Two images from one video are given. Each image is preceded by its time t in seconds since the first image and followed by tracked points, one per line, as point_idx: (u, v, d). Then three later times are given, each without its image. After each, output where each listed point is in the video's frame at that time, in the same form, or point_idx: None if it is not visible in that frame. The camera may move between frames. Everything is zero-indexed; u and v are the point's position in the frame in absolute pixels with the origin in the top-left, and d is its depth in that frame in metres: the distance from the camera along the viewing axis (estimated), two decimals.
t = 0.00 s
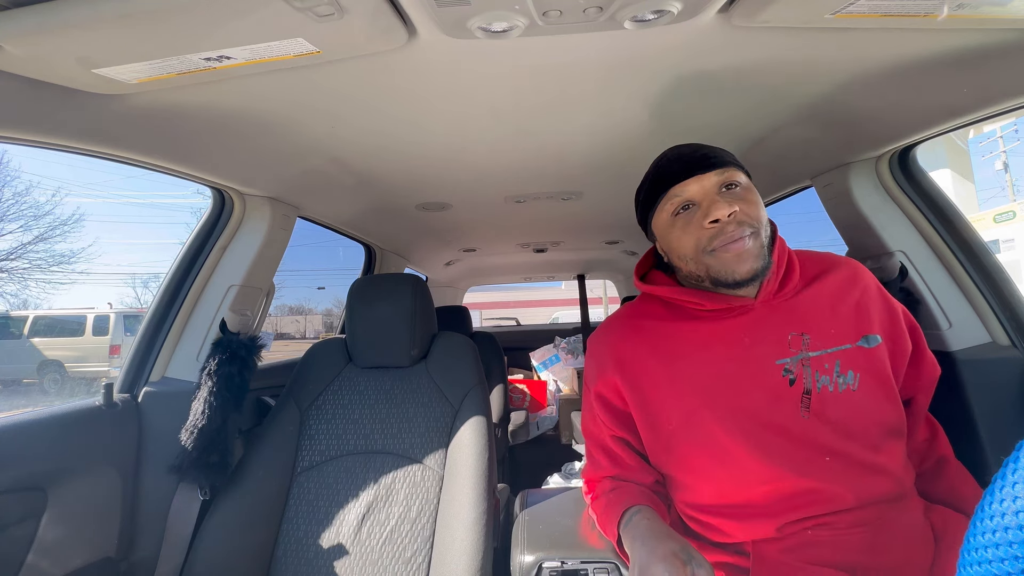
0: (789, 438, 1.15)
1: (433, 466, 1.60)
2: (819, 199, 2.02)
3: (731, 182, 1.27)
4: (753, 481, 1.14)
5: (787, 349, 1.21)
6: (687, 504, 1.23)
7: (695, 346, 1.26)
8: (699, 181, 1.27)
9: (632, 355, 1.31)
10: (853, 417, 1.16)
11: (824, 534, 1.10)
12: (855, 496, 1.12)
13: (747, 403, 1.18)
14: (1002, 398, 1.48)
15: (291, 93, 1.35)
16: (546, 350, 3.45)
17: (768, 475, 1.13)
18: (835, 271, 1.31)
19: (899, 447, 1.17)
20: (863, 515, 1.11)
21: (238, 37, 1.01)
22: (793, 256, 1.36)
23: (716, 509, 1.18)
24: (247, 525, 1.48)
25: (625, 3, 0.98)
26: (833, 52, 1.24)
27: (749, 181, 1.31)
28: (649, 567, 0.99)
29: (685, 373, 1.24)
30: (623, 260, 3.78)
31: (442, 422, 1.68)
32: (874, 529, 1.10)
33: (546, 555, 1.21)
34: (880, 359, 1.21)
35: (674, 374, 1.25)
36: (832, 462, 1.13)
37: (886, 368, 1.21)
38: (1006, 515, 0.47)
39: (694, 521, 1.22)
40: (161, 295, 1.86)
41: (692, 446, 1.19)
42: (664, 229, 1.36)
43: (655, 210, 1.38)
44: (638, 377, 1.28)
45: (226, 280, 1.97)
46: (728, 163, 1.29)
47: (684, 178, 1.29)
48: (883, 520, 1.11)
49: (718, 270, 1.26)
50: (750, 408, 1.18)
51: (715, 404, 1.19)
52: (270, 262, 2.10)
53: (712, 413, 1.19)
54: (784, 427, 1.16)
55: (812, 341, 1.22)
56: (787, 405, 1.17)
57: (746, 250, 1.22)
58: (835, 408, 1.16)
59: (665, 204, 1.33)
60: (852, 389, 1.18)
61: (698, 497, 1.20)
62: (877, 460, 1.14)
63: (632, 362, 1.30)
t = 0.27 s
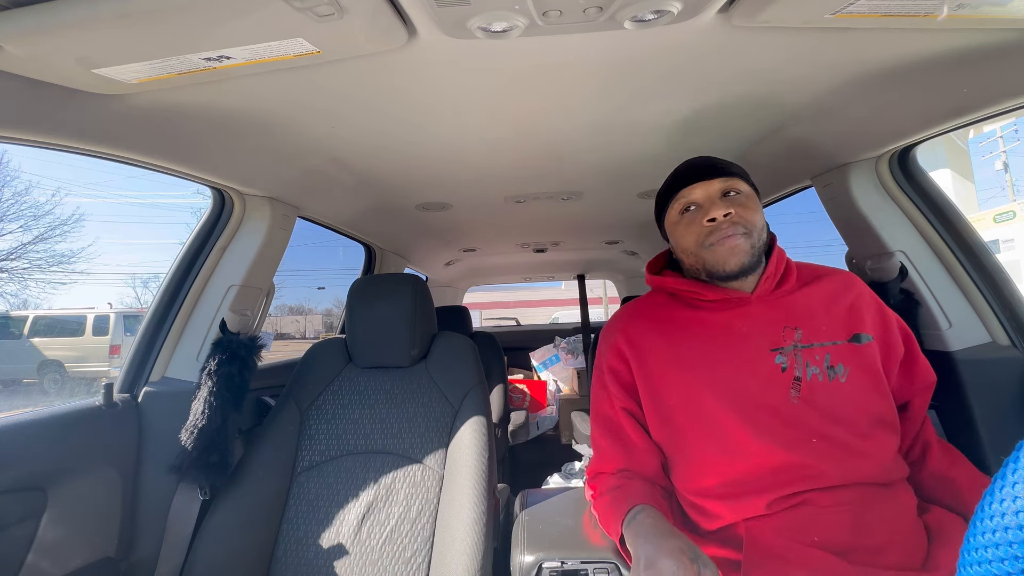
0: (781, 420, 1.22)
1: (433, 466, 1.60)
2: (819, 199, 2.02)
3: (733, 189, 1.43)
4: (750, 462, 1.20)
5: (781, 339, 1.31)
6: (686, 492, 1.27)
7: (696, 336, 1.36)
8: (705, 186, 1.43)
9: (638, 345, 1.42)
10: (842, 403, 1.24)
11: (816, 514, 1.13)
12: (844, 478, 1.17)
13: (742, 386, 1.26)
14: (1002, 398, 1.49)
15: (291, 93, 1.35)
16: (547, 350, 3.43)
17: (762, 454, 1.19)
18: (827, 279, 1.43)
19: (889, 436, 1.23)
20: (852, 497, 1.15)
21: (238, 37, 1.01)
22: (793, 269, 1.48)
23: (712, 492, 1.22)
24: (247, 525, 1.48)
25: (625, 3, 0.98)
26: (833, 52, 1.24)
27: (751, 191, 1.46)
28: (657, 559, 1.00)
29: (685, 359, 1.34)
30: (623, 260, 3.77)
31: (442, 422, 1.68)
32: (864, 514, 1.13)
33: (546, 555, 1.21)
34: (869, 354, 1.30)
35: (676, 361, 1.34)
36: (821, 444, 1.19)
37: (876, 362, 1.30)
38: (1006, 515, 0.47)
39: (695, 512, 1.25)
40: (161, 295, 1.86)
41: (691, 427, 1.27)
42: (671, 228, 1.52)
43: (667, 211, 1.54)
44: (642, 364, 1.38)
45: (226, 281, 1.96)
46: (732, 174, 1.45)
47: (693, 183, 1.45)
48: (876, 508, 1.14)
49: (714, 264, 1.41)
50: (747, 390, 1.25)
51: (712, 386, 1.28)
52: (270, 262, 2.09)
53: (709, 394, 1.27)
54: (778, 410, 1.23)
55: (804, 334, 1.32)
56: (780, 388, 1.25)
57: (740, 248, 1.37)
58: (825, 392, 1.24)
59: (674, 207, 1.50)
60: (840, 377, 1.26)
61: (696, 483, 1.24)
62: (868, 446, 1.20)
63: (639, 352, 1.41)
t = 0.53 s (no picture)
0: (767, 403, 1.37)
1: (433, 466, 1.61)
2: (819, 199, 2.02)
3: (733, 210, 1.62)
4: (745, 445, 1.33)
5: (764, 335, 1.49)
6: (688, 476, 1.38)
7: (691, 335, 1.54)
8: (710, 204, 1.63)
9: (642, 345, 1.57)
10: (823, 389, 1.38)
11: (811, 496, 1.25)
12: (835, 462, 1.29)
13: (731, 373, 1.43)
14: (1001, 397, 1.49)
15: (291, 94, 1.35)
16: (547, 350, 3.46)
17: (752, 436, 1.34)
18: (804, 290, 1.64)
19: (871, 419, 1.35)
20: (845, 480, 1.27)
21: (238, 37, 1.01)
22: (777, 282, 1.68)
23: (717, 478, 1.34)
24: (247, 524, 1.49)
25: (625, 3, 0.98)
26: (834, 52, 1.24)
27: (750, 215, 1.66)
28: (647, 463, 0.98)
29: (685, 355, 1.50)
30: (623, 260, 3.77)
31: (442, 421, 1.68)
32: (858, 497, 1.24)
33: (546, 555, 1.21)
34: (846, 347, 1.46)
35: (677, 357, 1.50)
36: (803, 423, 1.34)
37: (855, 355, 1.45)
38: (1006, 515, 0.47)
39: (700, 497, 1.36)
40: (161, 295, 1.86)
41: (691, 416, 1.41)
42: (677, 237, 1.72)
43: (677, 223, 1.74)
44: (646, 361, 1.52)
45: (226, 281, 1.96)
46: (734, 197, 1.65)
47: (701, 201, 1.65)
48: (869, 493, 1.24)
49: (707, 271, 1.61)
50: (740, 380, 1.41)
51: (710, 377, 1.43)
52: (270, 262, 2.09)
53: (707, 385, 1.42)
54: (765, 395, 1.38)
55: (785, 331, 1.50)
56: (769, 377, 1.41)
57: (730, 259, 1.57)
58: (809, 378, 1.40)
59: (682, 218, 1.69)
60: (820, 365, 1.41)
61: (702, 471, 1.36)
62: (854, 430, 1.32)
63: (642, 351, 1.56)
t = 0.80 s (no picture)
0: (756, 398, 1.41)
1: (433, 466, 1.61)
2: (819, 199, 2.03)
3: (729, 225, 1.72)
4: (735, 438, 1.37)
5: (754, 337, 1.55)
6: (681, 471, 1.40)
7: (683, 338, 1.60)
8: (708, 216, 1.73)
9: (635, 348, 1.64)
10: (811, 385, 1.43)
11: (803, 489, 1.27)
12: (825, 457, 1.30)
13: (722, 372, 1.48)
14: (1001, 397, 1.49)
15: (291, 94, 1.35)
16: (546, 350, 3.46)
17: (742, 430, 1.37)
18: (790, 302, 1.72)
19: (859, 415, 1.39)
20: (838, 477, 1.28)
21: (238, 38, 1.01)
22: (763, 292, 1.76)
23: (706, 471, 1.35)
24: (248, 524, 1.49)
25: (625, 3, 0.98)
26: (833, 53, 1.24)
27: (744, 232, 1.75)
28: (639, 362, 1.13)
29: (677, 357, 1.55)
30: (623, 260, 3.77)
31: (442, 421, 1.68)
32: (849, 492, 1.26)
33: (546, 555, 1.21)
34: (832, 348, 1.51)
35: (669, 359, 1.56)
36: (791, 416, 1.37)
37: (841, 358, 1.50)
38: (1006, 515, 0.47)
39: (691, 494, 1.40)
40: (161, 295, 1.86)
41: (683, 415, 1.46)
42: (676, 245, 1.80)
43: (677, 236, 1.83)
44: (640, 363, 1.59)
45: (226, 281, 1.96)
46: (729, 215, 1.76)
47: (701, 214, 1.76)
48: (860, 488, 1.25)
49: (700, 277, 1.69)
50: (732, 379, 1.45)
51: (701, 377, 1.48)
52: (270, 262, 2.09)
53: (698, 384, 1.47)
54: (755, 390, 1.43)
55: (774, 333, 1.55)
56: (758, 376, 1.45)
57: (722, 266, 1.65)
58: (796, 376, 1.44)
59: (682, 229, 1.79)
60: (807, 364, 1.47)
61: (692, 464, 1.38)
62: (843, 426, 1.36)
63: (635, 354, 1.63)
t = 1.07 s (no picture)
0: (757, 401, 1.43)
1: (433, 466, 1.60)
2: (819, 199, 2.03)
3: (726, 228, 1.75)
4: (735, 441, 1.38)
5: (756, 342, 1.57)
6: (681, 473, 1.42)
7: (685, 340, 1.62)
8: (705, 220, 1.76)
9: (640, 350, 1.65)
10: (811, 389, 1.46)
11: (803, 492, 1.28)
12: (823, 460, 1.33)
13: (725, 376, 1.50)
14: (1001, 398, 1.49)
15: (291, 94, 1.35)
16: (547, 350, 3.44)
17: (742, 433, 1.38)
18: (790, 307, 1.75)
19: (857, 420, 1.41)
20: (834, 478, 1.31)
21: (238, 38, 1.01)
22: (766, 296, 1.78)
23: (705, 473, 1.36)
24: (248, 525, 1.49)
25: (625, 3, 0.98)
26: (833, 52, 1.24)
27: (742, 232, 1.77)
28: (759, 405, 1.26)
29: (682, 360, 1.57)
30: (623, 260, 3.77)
31: (442, 422, 1.68)
32: (846, 494, 1.28)
33: (546, 555, 1.21)
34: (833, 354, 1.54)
35: (673, 362, 1.57)
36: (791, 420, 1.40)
37: (843, 363, 1.53)
38: (1006, 515, 0.47)
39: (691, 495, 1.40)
40: (161, 295, 1.86)
41: (688, 419, 1.48)
42: (675, 249, 1.83)
43: (675, 238, 1.86)
44: (643, 364, 1.61)
45: (226, 281, 1.96)
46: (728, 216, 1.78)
47: (698, 217, 1.78)
48: (857, 488, 1.28)
49: (698, 282, 1.73)
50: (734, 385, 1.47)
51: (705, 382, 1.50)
52: (270, 262, 2.09)
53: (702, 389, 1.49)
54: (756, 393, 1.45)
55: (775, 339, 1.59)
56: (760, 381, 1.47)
57: (719, 273, 1.69)
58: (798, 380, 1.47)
59: (679, 233, 1.82)
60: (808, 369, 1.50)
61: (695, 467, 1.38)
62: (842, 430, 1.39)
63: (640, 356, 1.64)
